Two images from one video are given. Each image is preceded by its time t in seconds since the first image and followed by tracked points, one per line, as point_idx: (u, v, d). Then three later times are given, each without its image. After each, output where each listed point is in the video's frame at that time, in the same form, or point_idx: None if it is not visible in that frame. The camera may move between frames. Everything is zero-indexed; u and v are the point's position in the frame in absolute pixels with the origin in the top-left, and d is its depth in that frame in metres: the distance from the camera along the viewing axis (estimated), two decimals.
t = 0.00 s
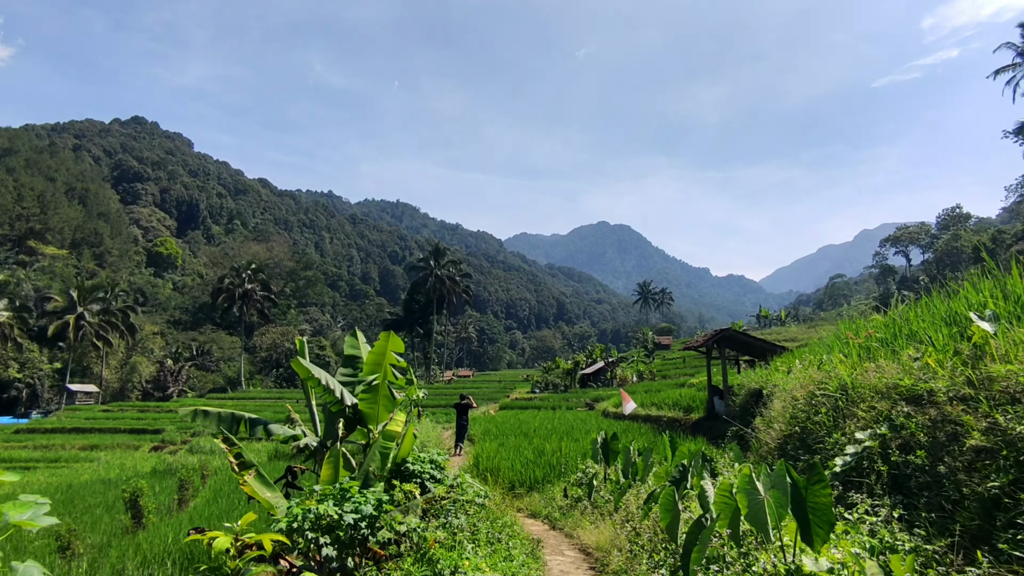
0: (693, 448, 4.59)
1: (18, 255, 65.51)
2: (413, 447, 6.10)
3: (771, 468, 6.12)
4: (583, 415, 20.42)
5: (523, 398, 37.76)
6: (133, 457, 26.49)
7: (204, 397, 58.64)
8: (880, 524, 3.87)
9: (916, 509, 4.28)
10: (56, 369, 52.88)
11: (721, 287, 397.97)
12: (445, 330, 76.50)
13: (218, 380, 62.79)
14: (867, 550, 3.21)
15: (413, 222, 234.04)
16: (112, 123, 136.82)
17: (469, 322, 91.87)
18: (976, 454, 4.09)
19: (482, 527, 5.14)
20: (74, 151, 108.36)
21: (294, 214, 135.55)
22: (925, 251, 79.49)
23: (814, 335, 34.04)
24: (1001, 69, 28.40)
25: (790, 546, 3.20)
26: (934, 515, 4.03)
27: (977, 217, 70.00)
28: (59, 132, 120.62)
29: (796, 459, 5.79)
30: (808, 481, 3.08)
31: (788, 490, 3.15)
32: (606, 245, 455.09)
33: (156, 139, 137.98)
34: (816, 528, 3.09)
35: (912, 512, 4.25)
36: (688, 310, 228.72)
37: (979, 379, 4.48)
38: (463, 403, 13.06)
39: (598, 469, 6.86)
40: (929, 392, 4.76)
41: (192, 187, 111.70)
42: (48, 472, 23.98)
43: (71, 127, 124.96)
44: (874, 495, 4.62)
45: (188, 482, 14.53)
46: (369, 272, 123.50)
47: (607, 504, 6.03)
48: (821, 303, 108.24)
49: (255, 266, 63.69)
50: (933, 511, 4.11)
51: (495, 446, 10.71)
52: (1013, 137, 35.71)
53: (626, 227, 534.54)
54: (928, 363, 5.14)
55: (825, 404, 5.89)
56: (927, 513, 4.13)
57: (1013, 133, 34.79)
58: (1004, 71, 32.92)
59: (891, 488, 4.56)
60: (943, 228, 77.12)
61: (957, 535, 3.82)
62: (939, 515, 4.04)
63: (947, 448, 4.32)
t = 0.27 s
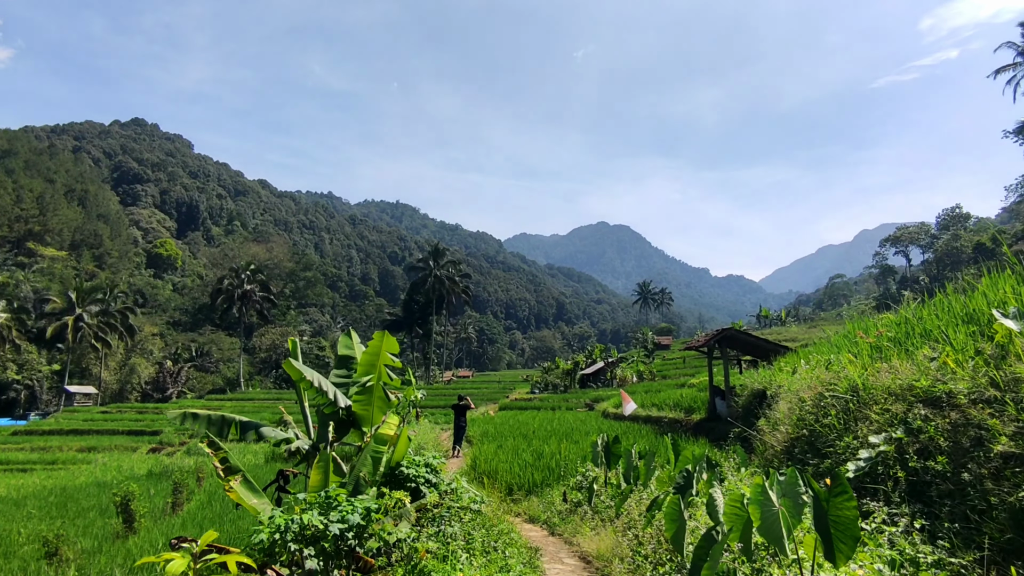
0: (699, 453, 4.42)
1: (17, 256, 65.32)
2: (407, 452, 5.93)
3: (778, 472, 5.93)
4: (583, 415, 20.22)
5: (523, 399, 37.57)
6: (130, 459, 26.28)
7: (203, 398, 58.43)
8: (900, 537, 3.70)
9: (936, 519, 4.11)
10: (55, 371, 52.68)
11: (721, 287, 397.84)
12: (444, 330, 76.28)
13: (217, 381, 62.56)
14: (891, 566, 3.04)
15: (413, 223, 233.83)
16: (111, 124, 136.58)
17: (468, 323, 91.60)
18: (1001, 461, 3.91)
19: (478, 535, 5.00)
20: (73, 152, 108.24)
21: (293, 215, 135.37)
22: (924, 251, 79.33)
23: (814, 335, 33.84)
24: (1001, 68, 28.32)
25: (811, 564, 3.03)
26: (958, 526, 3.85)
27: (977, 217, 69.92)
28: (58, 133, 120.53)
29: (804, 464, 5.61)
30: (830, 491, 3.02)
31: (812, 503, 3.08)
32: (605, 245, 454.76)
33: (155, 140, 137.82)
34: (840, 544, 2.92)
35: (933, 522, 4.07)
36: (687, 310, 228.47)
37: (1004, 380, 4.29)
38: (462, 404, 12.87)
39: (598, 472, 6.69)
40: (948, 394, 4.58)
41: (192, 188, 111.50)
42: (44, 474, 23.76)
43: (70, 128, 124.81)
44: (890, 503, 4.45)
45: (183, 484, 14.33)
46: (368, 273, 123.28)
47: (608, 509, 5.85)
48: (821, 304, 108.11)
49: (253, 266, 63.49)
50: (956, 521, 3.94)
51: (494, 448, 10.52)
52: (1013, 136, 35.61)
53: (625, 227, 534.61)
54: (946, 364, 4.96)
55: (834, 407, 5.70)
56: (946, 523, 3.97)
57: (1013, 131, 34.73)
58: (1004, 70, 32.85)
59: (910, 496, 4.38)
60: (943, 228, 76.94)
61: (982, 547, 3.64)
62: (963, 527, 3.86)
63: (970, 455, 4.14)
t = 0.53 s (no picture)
0: (707, 452, 4.23)
1: (15, 256, 65.01)
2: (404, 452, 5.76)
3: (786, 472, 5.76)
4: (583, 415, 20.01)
5: (522, 398, 37.39)
6: (126, 459, 26.05)
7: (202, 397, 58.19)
8: (930, 543, 3.50)
9: (968, 523, 3.91)
10: (53, 371, 52.45)
11: (720, 287, 397.95)
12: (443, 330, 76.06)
13: (216, 381, 62.32)
14: None
15: (412, 223, 233.49)
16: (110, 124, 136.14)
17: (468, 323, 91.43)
18: None
19: (475, 539, 4.81)
20: (72, 152, 108.02)
21: (292, 215, 135.12)
22: (924, 250, 79.13)
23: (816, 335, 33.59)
24: (1001, 67, 28.23)
25: None
26: (991, 532, 3.68)
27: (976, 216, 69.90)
28: (57, 133, 120.24)
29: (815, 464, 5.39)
30: (860, 494, 2.92)
31: (837, 507, 2.99)
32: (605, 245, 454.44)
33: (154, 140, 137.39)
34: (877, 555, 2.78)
35: (962, 527, 3.88)
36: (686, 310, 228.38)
37: None
38: (460, 404, 12.66)
39: (600, 472, 6.52)
40: (973, 390, 4.41)
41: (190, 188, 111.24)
42: (39, 475, 23.50)
43: (68, 128, 124.51)
44: (914, 506, 4.26)
45: (179, 485, 14.10)
46: (367, 273, 123.03)
47: (610, 511, 5.67)
48: (820, 303, 107.98)
49: (252, 266, 63.26)
50: (991, 526, 3.75)
51: (493, 448, 10.32)
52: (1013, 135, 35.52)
53: (624, 227, 534.59)
54: (970, 360, 4.76)
55: (846, 404, 5.50)
56: (977, 524, 3.79)
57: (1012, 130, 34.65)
58: (1004, 69, 32.78)
59: (937, 499, 4.19)
60: (942, 228, 76.87)
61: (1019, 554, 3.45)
62: (998, 533, 3.67)
63: (1002, 455, 3.95)
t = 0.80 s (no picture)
0: (715, 458, 4.03)
1: (13, 257, 64.78)
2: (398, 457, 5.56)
3: (795, 477, 5.55)
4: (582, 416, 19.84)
5: (521, 399, 37.22)
6: (123, 460, 25.85)
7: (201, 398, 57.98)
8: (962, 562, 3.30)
9: (1002, 539, 3.69)
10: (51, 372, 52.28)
11: (719, 287, 398.06)
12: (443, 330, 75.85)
13: (215, 381, 62.10)
14: None
15: (411, 223, 233.26)
16: (109, 124, 135.78)
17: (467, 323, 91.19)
18: None
19: (472, 550, 4.61)
20: (70, 153, 107.76)
21: (291, 215, 134.88)
22: (924, 250, 78.97)
23: (817, 334, 33.42)
24: (1003, 64, 28.03)
25: None
26: None
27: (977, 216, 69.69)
28: (55, 133, 119.97)
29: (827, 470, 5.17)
30: (895, 512, 2.74)
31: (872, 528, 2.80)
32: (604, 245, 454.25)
33: (153, 140, 137.03)
34: None
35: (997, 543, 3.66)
36: (686, 309, 228.25)
37: None
38: (458, 405, 12.44)
39: (601, 476, 6.32)
40: (1000, 394, 4.17)
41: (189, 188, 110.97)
42: (35, 477, 23.31)
43: (67, 128, 124.23)
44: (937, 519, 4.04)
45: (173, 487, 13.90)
46: (367, 273, 122.78)
47: (612, 518, 5.48)
48: (820, 303, 107.85)
49: (250, 266, 63.01)
50: None
51: (492, 450, 10.15)
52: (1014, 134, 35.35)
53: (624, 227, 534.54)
54: (994, 362, 4.54)
55: (859, 407, 5.28)
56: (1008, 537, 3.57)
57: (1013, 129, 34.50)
58: (1005, 67, 32.60)
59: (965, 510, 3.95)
60: (942, 227, 76.69)
61: None
62: None
63: None
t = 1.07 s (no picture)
0: (720, 461, 3.81)
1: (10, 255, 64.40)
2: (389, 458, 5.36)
3: (803, 481, 5.31)
4: (581, 416, 19.65)
5: (519, 398, 37.05)
6: (118, 460, 25.60)
7: (198, 397, 57.72)
8: None
9: None
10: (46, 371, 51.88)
11: (717, 287, 398.23)
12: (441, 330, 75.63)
13: (212, 380, 61.81)
14: None
15: (410, 222, 232.90)
16: (107, 123, 135.30)
17: (465, 322, 90.94)
18: None
19: (464, 555, 4.41)
20: (68, 151, 107.59)
21: (290, 214, 134.53)
22: (922, 250, 78.92)
23: (817, 335, 33.27)
24: (1001, 65, 28.07)
25: None
26: None
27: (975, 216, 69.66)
28: (53, 131, 119.58)
29: (836, 469, 4.96)
30: (933, 517, 2.55)
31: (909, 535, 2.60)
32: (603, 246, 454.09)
33: (151, 139, 136.56)
34: None
35: None
36: (684, 310, 228.23)
37: None
38: (455, 404, 12.26)
39: (600, 477, 6.12)
40: None
41: (187, 187, 110.56)
42: (28, 476, 23.06)
43: (65, 126, 123.74)
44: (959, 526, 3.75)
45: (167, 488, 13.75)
46: (365, 273, 122.50)
47: (611, 521, 5.29)
48: (818, 303, 107.79)
49: (247, 264, 62.68)
50: None
51: (489, 449, 9.97)
52: (1013, 133, 35.29)
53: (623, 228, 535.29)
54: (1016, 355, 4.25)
55: (869, 408, 5.03)
56: None
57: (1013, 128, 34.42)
58: (1003, 67, 32.58)
59: (993, 516, 3.65)
60: (940, 228, 76.72)
61: None
62: None
63: None
